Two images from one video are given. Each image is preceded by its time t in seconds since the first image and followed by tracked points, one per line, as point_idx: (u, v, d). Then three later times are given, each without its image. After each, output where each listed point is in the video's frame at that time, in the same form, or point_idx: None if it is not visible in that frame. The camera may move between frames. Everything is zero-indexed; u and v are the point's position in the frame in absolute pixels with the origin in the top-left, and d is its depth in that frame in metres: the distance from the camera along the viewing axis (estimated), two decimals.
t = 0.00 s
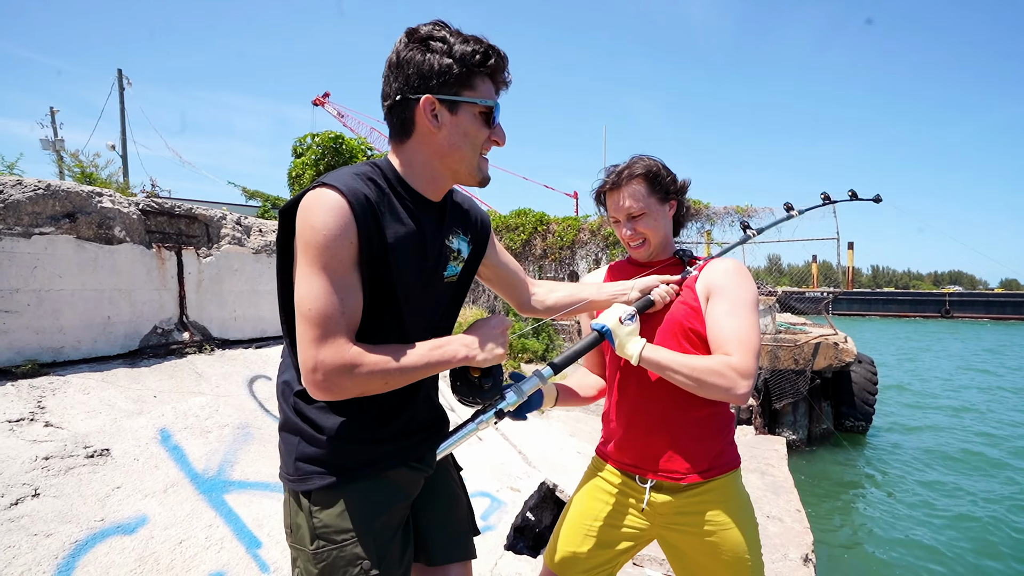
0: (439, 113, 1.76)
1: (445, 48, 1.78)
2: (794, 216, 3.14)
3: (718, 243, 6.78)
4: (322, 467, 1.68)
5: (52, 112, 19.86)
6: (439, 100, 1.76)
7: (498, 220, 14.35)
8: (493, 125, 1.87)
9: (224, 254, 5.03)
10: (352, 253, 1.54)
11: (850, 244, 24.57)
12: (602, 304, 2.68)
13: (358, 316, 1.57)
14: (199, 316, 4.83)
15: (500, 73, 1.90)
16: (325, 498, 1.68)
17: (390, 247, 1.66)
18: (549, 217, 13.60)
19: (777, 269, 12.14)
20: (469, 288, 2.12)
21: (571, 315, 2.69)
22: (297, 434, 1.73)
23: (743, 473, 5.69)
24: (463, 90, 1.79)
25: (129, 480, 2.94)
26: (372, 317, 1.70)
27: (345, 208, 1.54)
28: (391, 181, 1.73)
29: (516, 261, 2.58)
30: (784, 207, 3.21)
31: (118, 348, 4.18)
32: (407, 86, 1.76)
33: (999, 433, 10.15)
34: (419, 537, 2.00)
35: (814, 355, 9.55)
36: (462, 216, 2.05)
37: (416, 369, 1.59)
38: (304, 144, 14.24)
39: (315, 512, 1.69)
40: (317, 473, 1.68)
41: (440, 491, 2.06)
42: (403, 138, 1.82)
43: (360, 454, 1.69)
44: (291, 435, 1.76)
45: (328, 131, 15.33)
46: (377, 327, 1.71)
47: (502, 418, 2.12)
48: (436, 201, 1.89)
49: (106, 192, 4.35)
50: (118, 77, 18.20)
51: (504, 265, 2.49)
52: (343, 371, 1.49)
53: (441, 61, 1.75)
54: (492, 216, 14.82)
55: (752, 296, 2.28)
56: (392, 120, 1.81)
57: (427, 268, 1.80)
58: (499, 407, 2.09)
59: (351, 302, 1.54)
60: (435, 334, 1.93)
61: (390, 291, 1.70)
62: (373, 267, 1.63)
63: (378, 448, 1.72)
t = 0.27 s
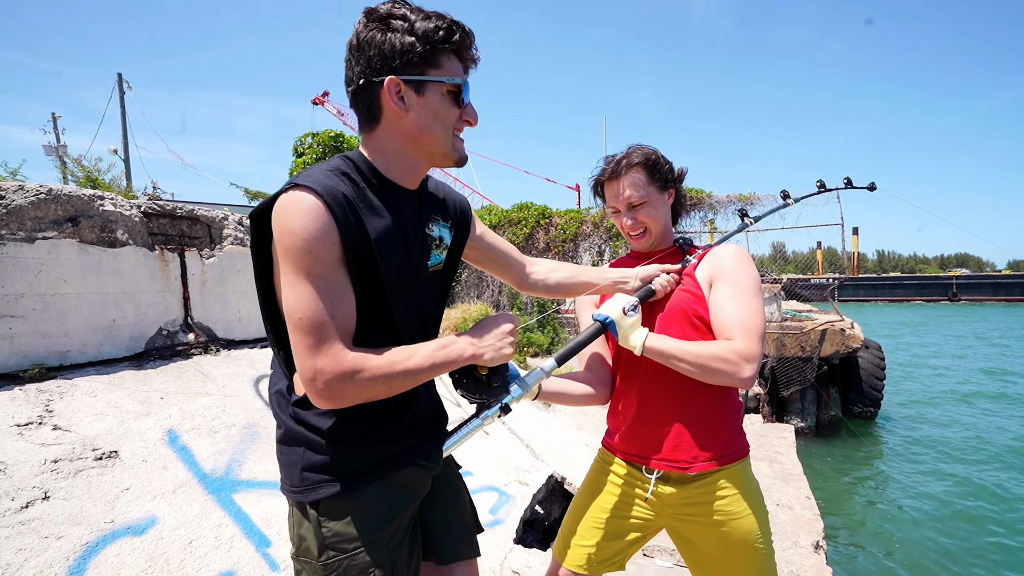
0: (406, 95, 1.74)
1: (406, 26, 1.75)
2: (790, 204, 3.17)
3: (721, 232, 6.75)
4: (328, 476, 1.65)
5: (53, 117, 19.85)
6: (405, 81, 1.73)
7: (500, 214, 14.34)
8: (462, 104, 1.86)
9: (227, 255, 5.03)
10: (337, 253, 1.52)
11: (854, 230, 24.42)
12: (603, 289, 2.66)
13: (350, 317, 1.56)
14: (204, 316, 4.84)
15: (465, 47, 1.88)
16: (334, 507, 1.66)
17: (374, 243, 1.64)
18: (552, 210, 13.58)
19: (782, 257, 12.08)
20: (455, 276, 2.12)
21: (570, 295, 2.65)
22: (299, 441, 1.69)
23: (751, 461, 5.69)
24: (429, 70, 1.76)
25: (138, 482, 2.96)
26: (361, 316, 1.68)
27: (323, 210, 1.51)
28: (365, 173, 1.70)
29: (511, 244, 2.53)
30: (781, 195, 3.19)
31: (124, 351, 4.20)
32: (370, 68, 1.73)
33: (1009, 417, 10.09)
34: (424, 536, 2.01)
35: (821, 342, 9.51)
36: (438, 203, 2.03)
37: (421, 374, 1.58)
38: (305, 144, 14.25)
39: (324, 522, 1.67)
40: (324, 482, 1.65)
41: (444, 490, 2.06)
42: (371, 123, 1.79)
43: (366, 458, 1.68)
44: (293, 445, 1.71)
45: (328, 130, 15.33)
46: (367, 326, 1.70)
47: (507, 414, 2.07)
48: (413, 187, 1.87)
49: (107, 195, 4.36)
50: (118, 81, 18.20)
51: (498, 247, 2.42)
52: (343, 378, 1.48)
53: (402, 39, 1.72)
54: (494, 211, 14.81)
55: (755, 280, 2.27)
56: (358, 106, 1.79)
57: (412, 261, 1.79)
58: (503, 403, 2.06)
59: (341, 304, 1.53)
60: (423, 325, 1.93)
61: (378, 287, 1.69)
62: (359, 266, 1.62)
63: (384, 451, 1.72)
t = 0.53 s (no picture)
0: (381, 96, 1.75)
1: (375, 28, 1.76)
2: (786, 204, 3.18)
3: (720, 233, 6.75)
4: (317, 486, 1.65)
5: (53, 123, 19.89)
6: (378, 83, 1.75)
7: (499, 217, 14.35)
8: (438, 103, 1.87)
9: (225, 259, 5.04)
10: (318, 257, 1.52)
11: (855, 230, 24.39)
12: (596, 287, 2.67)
13: (334, 322, 1.56)
14: (202, 321, 4.85)
15: (437, 45, 1.90)
16: (323, 518, 1.66)
17: (357, 247, 1.64)
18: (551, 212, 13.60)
19: (782, 257, 12.08)
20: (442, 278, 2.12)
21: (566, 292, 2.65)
22: (287, 452, 1.69)
23: (752, 462, 5.67)
24: (402, 70, 1.78)
25: (137, 488, 2.96)
26: (347, 320, 1.68)
27: (302, 214, 1.51)
28: (343, 177, 1.71)
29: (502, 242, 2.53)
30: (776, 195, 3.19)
31: (122, 356, 4.20)
32: (342, 72, 1.75)
33: (1012, 416, 10.07)
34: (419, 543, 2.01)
35: (822, 342, 9.50)
36: (421, 205, 2.04)
37: (411, 378, 1.56)
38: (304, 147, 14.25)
39: (314, 533, 1.67)
40: (312, 493, 1.65)
41: (438, 495, 2.06)
42: (348, 127, 1.81)
43: (355, 467, 1.68)
44: (280, 456, 1.71)
45: (328, 134, 15.34)
46: (353, 330, 1.70)
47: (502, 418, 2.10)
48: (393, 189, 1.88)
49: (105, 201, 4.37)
50: (117, 86, 18.21)
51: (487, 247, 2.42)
52: (329, 384, 1.48)
53: (372, 41, 1.73)
54: (493, 213, 14.82)
55: (748, 281, 2.28)
56: (332, 111, 1.80)
57: (397, 263, 1.80)
58: (499, 406, 2.07)
59: (325, 308, 1.53)
60: (410, 327, 1.93)
61: (364, 291, 1.69)
62: (342, 270, 1.62)
63: (374, 459, 1.71)
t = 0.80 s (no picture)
0: (361, 90, 1.76)
1: (356, 21, 1.77)
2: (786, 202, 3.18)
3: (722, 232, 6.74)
4: (306, 485, 1.65)
5: (55, 121, 19.91)
6: (359, 77, 1.76)
7: (502, 215, 14.35)
8: (421, 96, 1.88)
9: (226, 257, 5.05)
10: (302, 251, 1.53)
11: (857, 229, 24.34)
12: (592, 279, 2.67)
13: (320, 315, 1.56)
14: (203, 319, 4.86)
15: (419, 39, 1.91)
16: (313, 516, 1.67)
17: (342, 241, 1.65)
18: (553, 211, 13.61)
19: (783, 256, 12.06)
20: (433, 271, 2.12)
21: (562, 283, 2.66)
22: (275, 450, 1.69)
23: (752, 461, 5.67)
24: (383, 63, 1.78)
25: (137, 484, 2.97)
26: (334, 314, 1.69)
27: (283, 206, 1.51)
28: (328, 173, 1.72)
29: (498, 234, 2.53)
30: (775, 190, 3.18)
31: (123, 353, 4.21)
32: (323, 65, 1.75)
33: (1013, 416, 10.05)
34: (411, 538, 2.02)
35: (822, 341, 9.50)
36: (411, 199, 2.04)
37: (398, 373, 1.58)
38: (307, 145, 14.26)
39: (305, 531, 1.68)
40: (301, 492, 1.65)
41: (430, 491, 2.07)
42: (331, 121, 1.82)
43: (345, 465, 1.69)
44: (269, 454, 1.72)
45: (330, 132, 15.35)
46: (341, 324, 1.71)
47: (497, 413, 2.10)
48: (379, 182, 1.89)
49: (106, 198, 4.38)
50: (118, 82, 18.17)
51: (480, 239, 2.43)
52: (314, 377, 1.49)
53: (352, 34, 1.74)
54: (495, 211, 14.82)
55: (746, 277, 2.28)
56: (314, 105, 1.81)
57: (385, 256, 1.80)
58: (493, 402, 2.07)
59: (310, 302, 1.54)
60: (401, 320, 1.93)
61: (351, 284, 1.69)
62: (328, 264, 1.62)
63: (364, 456, 1.72)
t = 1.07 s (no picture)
0: (350, 85, 1.75)
1: (345, 15, 1.75)
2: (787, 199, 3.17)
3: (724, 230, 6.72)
4: (302, 483, 1.64)
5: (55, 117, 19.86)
6: (348, 71, 1.74)
7: (502, 212, 14.33)
8: (412, 92, 1.86)
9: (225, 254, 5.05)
10: (293, 247, 1.51)
11: (859, 227, 24.28)
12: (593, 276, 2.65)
13: (313, 312, 1.55)
14: (202, 316, 4.86)
15: (409, 34, 1.89)
16: (310, 514, 1.66)
17: (335, 237, 1.63)
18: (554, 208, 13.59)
19: (784, 254, 12.03)
20: (430, 267, 2.11)
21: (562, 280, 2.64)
22: (272, 447, 1.68)
23: (752, 459, 5.66)
24: (373, 59, 1.77)
25: (136, 482, 2.96)
26: (328, 311, 1.67)
27: (273, 203, 1.50)
28: (320, 169, 1.71)
29: (496, 228, 2.51)
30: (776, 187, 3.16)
31: (122, 350, 4.20)
32: (312, 60, 1.74)
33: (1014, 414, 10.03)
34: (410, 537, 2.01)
35: (823, 340, 9.48)
36: (407, 194, 2.03)
37: (392, 370, 1.57)
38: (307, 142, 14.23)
39: (302, 530, 1.67)
40: (298, 490, 1.64)
41: (429, 488, 2.05)
42: (320, 116, 1.80)
43: (341, 463, 1.68)
44: (266, 452, 1.70)
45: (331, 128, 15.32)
46: (336, 320, 1.69)
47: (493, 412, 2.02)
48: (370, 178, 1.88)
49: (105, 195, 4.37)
50: (118, 78, 18.12)
51: (478, 234, 2.40)
52: (307, 375, 1.48)
53: (341, 29, 1.72)
54: (496, 208, 14.80)
55: (743, 275, 2.27)
56: (303, 100, 1.80)
57: (380, 252, 1.78)
58: (489, 399, 2.01)
59: (303, 299, 1.52)
60: (398, 317, 1.92)
61: (345, 281, 1.68)
62: (320, 260, 1.61)
63: (361, 453, 1.71)
